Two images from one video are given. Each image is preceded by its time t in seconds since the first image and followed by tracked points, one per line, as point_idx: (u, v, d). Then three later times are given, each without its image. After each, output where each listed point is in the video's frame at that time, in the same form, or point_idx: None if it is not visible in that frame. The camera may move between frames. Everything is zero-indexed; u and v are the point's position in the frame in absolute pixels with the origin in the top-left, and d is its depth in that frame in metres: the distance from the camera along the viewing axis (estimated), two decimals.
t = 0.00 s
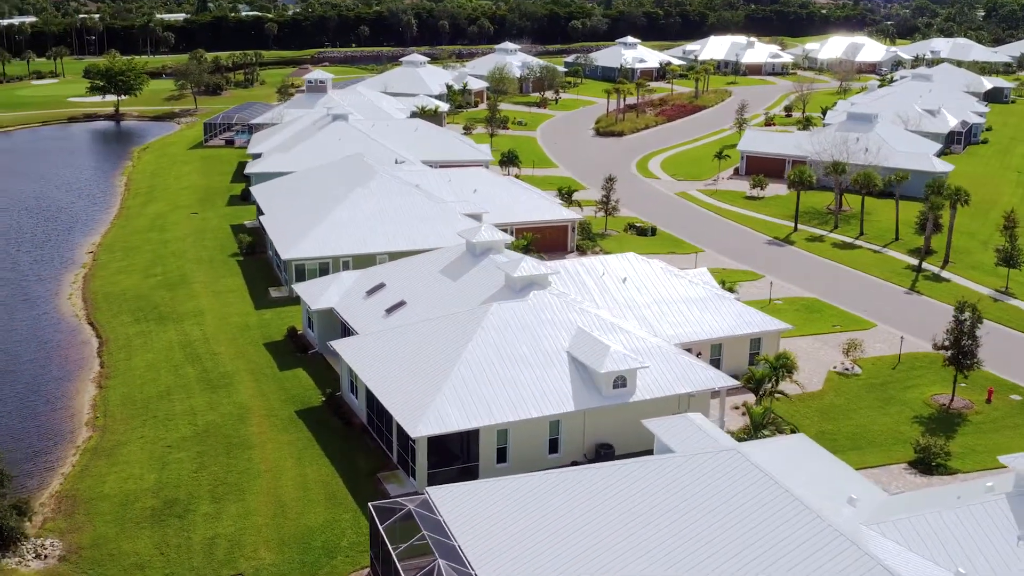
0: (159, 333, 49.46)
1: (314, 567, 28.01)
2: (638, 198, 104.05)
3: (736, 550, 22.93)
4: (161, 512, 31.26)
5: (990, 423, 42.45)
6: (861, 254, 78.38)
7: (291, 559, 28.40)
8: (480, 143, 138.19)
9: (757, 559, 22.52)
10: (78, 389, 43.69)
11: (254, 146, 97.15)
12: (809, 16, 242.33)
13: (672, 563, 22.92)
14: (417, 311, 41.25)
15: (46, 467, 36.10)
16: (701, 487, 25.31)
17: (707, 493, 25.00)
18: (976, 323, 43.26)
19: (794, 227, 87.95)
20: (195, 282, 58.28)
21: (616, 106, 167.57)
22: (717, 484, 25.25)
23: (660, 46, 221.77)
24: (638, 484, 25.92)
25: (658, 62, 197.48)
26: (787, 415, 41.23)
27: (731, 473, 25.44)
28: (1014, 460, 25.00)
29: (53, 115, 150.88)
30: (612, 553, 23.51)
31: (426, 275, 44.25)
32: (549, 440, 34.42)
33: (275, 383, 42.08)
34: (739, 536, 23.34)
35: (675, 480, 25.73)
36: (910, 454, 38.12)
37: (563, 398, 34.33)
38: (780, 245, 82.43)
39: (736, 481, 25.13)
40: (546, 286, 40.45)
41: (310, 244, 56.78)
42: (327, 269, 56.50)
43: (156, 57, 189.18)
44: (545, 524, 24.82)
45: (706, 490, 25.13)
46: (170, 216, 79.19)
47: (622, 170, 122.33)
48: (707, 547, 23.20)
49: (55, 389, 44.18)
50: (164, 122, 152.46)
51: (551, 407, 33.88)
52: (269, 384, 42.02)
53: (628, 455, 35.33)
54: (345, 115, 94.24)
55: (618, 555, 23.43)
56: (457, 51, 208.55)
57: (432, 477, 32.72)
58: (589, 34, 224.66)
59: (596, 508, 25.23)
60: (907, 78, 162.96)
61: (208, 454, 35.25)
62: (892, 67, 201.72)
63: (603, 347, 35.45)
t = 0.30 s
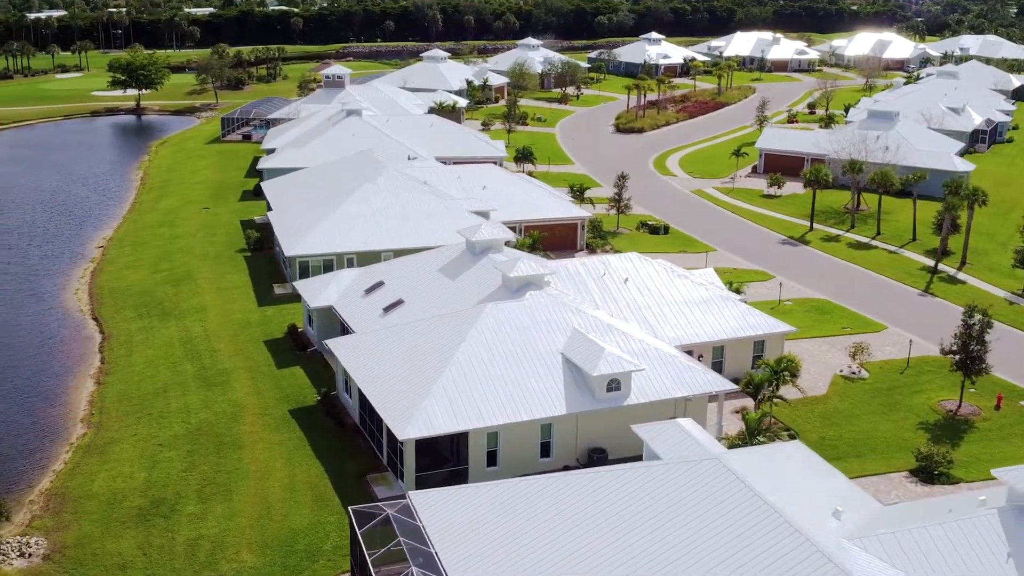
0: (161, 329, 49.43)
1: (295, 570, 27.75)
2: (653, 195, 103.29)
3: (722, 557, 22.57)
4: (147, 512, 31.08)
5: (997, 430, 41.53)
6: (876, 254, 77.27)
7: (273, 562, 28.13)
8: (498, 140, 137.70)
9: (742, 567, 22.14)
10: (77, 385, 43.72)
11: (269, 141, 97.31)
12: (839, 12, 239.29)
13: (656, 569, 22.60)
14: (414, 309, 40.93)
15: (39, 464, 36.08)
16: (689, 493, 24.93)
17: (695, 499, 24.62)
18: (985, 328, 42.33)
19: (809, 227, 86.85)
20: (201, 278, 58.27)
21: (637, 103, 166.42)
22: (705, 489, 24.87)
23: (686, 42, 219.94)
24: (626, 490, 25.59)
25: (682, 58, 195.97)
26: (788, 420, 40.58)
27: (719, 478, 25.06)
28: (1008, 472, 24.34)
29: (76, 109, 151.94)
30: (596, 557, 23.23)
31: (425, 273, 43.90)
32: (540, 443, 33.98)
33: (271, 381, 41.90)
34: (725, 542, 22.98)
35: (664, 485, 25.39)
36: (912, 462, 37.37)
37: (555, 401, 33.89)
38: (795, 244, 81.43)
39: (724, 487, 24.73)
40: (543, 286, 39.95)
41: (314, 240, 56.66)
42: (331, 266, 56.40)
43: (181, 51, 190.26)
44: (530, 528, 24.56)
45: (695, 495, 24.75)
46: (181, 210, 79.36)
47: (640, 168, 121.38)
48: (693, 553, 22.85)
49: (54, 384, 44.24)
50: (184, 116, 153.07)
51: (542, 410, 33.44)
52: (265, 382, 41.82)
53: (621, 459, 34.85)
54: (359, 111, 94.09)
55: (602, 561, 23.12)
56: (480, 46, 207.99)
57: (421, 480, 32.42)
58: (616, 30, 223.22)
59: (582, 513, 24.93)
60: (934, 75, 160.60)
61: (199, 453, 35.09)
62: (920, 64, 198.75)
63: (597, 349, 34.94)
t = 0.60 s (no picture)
0: (163, 326, 49.40)
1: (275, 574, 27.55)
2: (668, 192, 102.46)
3: (704, 568, 22.17)
4: (133, 511, 30.96)
5: (1003, 437, 40.64)
6: (891, 254, 76.17)
7: (254, 565, 27.93)
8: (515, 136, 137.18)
9: None
10: (76, 381, 43.81)
11: (283, 136, 97.41)
12: (868, 7, 236.20)
13: None
14: (411, 308, 40.62)
15: (32, 461, 36.11)
16: (674, 500, 24.44)
17: (679, 507, 24.14)
18: (992, 333, 41.36)
19: (824, 226, 85.76)
20: (206, 274, 58.30)
21: (657, 98, 165.22)
22: (690, 496, 24.37)
23: (711, 36, 218.11)
24: (612, 493, 25.16)
25: (707, 53, 194.23)
26: (788, 425, 39.89)
27: (707, 484, 24.55)
28: (999, 486, 23.64)
29: (97, 102, 152.93)
30: (577, 563, 22.88)
31: (424, 272, 43.50)
32: (531, 446, 33.56)
33: (268, 380, 41.73)
34: (708, 552, 22.55)
35: (651, 489, 24.93)
36: (914, 470, 36.66)
37: (547, 405, 33.40)
38: (809, 243, 80.46)
39: (710, 495, 24.21)
40: (539, 285, 39.44)
41: (318, 237, 56.52)
42: (335, 262, 56.24)
43: (204, 44, 191.17)
44: (513, 532, 24.21)
45: (681, 501, 24.29)
46: (193, 205, 79.51)
47: (656, 165, 120.55)
48: (675, 564, 22.47)
49: (53, 380, 44.38)
50: (204, 110, 153.65)
51: (533, 414, 32.99)
52: (262, 380, 41.68)
53: (614, 464, 34.34)
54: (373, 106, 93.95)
55: (579, 569, 22.72)
56: (503, 40, 207.26)
57: (408, 482, 32.12)
58: (641, 24, 221.70)
59: (566, 517, 24.57)
60: (961, 72, 158.06)
61: (189, 451, 34.94)
62: (948, 60, 195.81)
63: (591, 352, 34.42)
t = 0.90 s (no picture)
0: (165, 322, 49.40)
1: None
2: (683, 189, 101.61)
3: None
4: (119, 510, 30.85)
5: (1010, 445, 39.71)
6: (906, 255, 74.99)
7: (235, 568, 27.75)
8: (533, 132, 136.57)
9: None
10: (76, 376, 43.88)
11: (297, 131, 97.44)
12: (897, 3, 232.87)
13: None
14: (408, 308, 40.29)
15: (25, 457, 36.14)
16: (652, 511, 23.90)
17: (658, 518, 23.60)
18: (1000, 339, 40.41)
19: (840, 225, 84.58)
20: (211, 269, 58.31)
21: (679, 94, 163.90)
22: (670, 508, 23.82)
23: (736, 31, 216.05)
24: (591, 502, 24.67)
25: (731, 48, 192.36)
26: (788, 430, 39.29)
27: (688, 494, 24.00)
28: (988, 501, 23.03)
29: (119, 95, 153.87)
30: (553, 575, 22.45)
31: (423, 271, 43.15)
32: (522, 450, 33.16)
33: (264, 378, 41.56)
34: (685, 567, 22.05)
35: (632, 497, 24.45)
36: (914, 479, 35.89)
37: (538, 409, 32.95)
38: (823, 242, 79.42)
39: (689, 507, 23.63)
40: (536, 286, 38.96)
41: (323, 233, 56.33)
42: (339, 259, 56.02)
43: (228, 37, 191.89)
44: (496, 537, 23.90)
45: (661, 512, 23.78)
46: (204, 200, 79.66)
47: (674, 161, 119.63)
48: None
49: (53, 375, 44.48)
50: (225, 103, 154.20)
51: (523, 418, 32.56)
52: (258, 378, 41.52)
53: (606, 469, 33.86)
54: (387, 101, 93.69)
55: None
56: (525, 34, 206.45)
57: (396, 486, 31.80)
58: (668, 19, 219.99)
59: (543, 526, 24.10)
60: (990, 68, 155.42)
61: (180, 450, 34.82)
62: (977, 56, 192.63)
63: (584, 355, 33.91)
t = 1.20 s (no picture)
0: (167, 316, 49.40)
1: None
2: (699, 185, 100.58)
3: None
4: (107, 507, 30.76)
5: (1018, 452, 38.82)
6: (922, 254, 73.80)
7: (216, 568, 27.57)
8: (550, 125, 135.95)
9: None
10: (75, 370, 43.91)
11: (311, 124, 97.36)
12: None
13: None
14: (404, 305, 39.99)
15: (18, 452, 36.18)
16: (630, 520, 23.41)
17: (635, 528, 23.12)
18: (1008, 343, 39.48)
19: (857, 222, 83.44)
20: (217, 263, 58.26)
21: (700, 88, 162.40)
22: (647, 517, 23.32)
23: (762, 24, 213.63)
24: (569, 509, 24.22)
25: (756, 42, 190.25)
26: (788, 434, 38.71)
27: (666, 503, 23.50)
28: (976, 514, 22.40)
29: (141, 86, 154.52)
30: None
31: (421, 267, 42.82)
32: (513, 452, 32.81)
33: (260, 374, 41.41)
34: None
35: (609, 505, 23.98)
36: (915, 487, 35.16)
37: (529, 410, 32.53)
38: (838, 240, 78.38)
39: (667, 517, 23.11)
40: (532, 285, 38.51)
41: (328, 227, 56.13)
42: (344, 254, 55.84)
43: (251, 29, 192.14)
44: (474, 542, 23.58)
45: (638, 521, 23.29)
46: (216, 192, 79.75)
47: (692, 157, 118.52)
48: None
49: (53, 368, 44.55)
50: (245, 95, 154.50)
51: (514, 419, 32.16)
52: (255, 375, 41.34)
53: (598, 471, 33.46)
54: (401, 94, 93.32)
55: None
56: (548, 27, 205.27)
57: (383, 487, 31.55)
58: (695, 12, 217.93)
59: (519, 534, 23.68)
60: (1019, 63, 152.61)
61: (171, 447, 34.72)
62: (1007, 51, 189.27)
63: (577, 355, 33.45)
